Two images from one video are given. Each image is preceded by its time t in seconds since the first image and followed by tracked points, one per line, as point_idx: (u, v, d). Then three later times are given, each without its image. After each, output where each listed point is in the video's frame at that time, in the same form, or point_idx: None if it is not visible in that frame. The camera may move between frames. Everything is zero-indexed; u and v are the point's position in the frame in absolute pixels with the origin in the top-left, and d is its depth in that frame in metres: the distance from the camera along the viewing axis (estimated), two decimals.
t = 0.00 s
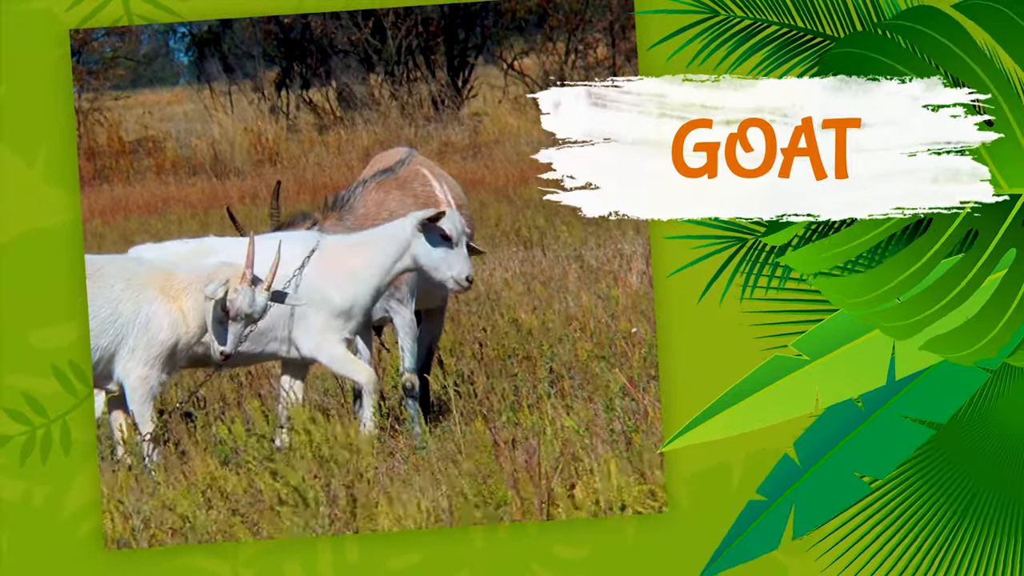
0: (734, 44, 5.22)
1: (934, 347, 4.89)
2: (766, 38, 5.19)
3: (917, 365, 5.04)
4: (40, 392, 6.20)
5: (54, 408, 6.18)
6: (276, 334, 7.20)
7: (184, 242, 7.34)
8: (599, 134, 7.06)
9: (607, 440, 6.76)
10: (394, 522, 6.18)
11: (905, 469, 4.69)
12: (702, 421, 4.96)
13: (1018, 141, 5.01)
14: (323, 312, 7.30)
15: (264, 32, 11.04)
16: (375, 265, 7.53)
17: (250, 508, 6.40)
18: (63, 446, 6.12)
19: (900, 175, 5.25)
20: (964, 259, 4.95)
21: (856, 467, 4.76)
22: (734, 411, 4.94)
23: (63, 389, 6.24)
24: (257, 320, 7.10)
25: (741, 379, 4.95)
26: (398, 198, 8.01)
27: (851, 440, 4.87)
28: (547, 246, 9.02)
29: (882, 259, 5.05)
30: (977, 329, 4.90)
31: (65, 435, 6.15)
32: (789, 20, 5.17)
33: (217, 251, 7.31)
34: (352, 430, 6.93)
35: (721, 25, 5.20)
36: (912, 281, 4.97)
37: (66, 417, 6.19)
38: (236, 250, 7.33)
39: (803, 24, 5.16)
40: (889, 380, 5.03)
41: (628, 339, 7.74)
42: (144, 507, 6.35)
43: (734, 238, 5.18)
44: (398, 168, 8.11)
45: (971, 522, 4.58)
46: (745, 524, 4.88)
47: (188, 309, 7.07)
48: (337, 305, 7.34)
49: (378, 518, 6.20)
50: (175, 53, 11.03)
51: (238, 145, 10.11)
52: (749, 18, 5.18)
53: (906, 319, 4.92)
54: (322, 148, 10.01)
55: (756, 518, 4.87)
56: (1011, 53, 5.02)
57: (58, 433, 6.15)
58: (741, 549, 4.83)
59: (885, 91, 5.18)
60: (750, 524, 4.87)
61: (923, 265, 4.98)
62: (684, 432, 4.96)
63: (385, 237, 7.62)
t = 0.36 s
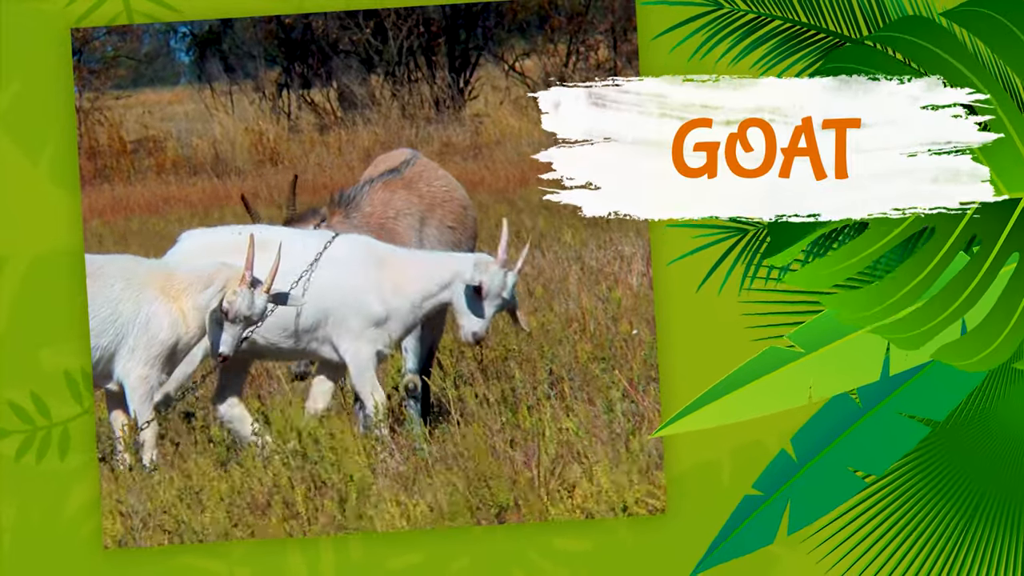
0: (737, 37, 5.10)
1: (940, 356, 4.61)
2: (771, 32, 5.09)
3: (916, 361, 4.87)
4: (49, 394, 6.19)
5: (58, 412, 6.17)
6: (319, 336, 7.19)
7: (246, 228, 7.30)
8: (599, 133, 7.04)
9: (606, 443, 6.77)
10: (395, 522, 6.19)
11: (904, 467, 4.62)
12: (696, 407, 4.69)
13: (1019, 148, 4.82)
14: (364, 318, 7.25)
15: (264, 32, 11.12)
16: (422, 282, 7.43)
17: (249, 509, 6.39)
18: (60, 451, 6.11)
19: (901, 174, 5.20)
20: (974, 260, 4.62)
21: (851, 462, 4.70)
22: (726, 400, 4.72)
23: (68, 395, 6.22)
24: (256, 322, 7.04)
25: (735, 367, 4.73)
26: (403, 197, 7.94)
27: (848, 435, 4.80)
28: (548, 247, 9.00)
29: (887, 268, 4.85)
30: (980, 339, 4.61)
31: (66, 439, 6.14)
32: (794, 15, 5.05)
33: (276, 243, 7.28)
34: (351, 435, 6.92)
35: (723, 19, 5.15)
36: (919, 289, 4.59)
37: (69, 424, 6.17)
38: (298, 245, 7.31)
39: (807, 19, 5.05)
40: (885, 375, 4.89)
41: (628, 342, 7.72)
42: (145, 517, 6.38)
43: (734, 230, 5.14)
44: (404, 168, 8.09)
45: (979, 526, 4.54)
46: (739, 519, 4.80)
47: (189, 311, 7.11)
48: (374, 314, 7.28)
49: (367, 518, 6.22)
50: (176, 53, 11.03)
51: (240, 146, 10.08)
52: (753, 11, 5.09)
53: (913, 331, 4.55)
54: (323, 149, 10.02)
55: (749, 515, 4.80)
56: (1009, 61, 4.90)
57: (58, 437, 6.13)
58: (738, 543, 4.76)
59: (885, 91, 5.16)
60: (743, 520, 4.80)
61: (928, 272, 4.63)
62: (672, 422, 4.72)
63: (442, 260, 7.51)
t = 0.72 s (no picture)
0: (737, 36, 5.06)
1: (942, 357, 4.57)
2: (772, 29, 5.06)
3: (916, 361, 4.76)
4: (52, 395, 6.24)
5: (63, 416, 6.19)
6: (354, 331, 7.17)
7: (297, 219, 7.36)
8: (599, 133, 7.04)
9: (607, 444, 6.78)
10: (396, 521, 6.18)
11: (908, 468, 4.55)
12: (697, 405, 4.50)
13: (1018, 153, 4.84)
14: (394, 316, 7.20)
15: (266, 32, 11.04)
16: (459, 282, 7.33)
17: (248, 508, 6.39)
18: (61, 454, 6.08)
19: (901, 174, 5.19)
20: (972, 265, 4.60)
21: (853, 463, 4.57)
22: (724, 402, 4.51)
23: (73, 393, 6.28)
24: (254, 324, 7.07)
25: (734, 366, 4.53)
26: (401, 197, 7.93)
27: (850, 437, 4.66)
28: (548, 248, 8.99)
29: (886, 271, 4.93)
30: (980, 343, 4.57)
31: (68, 443, 6.12)
32: (795, 13, 5.04)
33: (324, 236, 7.33)
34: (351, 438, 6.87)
35: (725, 16, 5.10)
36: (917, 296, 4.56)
37: (72, 429, 6.17)
38: (343, 239, 7.31)
39: (809, 17, 5.03)
40: (885, 375, 4.73)
41: (628, 343, 7.71)
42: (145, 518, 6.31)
43: (736, 225, 5.13)
44: (404, 168, 8.11)
45: (980, 524, 4.44)
46: (743, 525, 4.67)
47: (188, 310, 7.13)
48: (402, 311, 7.21)
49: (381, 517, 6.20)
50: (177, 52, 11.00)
51: (240, 145, 10.10)
52: (754, 9, 5.06)
53: (916, 333, 4.49)
54: (324, 149, 10.04)
55: (755, 519, 4.66)
56: (1007, 64, 4.84)
57: (60, 442, 6.12)
58: (742, 550, 4.62)
59: (885, 91, 5.14)
60: (749, 525, 4.67)
61: (928, 276, 4.59)
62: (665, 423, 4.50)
63: (485, 260, 7.37)
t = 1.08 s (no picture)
0: (737, 37, 5.08)
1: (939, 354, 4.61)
2: (770, 31, 5.07)
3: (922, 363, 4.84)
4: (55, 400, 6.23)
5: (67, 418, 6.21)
6: (367, 329, 7.11)
7: (320, 210, 7.30)
8: (599, 133, 7.02)
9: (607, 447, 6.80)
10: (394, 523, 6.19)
11: (909, 477, 4.67)
12: (708, 416, 4.84)
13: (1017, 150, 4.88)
14: (408, 314, 7.14)
15: (269, 31, 11.06)
16: (472, 279, 7.28)
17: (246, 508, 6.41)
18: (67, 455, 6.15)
19: (901, 174, 5.23)
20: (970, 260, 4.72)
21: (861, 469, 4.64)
22: (731, 411, 4.82)
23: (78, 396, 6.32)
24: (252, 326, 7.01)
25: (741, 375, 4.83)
26: (400, 199, 7.85)
27: (858, 441, 4.73)
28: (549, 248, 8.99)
29: (886, 264, 4.89)
30: (978, 338, 4.66)
31: (72, 446, 6.17)
32: (794, 14, 5.05)
33: (344, 227, 7.25)
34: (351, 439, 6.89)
35: (723, 18, 5.11)
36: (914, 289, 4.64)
37: (76, 431, 6.21)
38: (361, 233, 7.23)
39: (807, 18, 5.04)
40: (891, 378, 4.86)
41: (627, 344, 7.72)
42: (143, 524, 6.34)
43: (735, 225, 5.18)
44: (405, 170, 8.08)
45: (970, 520, 4.57)
46: (755, 536, 4.73)
47: (188, 309, 7.12)
48: (414, 311, 7.15)
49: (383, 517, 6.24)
50: (179, 51, 11.00)
51: (241, 145, 10.09)
52: (753, 10, 5.06)
53: (913, 327, 4.57)
54: (325, 150, 10.00)
55: (767, 526, 4.74)
56: (1008, 58, 4.89)
57: (65, 446, 6.17)
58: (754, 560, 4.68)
59: (885, 90, 5.17)
60: (760, 534, 4.74)
61: (926, 270, 4.71)
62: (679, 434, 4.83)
63: (499, 256, 7.33)
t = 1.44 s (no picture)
0: (735, 42, 5.16)
1: (930, 345, 4.78)
2: (767, 36, 5.13)
3: (926, 365, 4.90)
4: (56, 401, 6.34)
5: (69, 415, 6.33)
6: (381, 327, 7.00)
7: (333, 208, 7.14)
8: (599, 133, 7.05)
9: (605, 449, 6.78)
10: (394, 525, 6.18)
11: (913, 478, 4.68)
12: (717, 426, 4.83)
13: (1019, 143, 4.94)
14: (423, 311, 6.99)
15: (269, 30, 11.12)
16: (488, 276, 7.11)
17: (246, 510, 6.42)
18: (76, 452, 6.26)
19: (900, 175, 5.29)
20: (959, 260, 4.92)
21: (867, 473, 4.69)
22: (738, 422, 4.80)
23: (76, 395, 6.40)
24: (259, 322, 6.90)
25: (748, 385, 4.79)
26: (399, 199, 7.87)
27: (860, 446, 4.79)
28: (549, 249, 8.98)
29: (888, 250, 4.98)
30: (972, 329, 4.82)
31: (79, 441, 6.29)
32: (790, 18, 5.13)
33: (359, 224, 7.09)
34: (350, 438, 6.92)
35: (720, 23, 5.18)
36: (903, 280, 4.88)
37: (79, 427, 6.33)
38: (376, 230, 7.08)
39: (804, 22, 5.12)
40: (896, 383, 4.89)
41: (627, 346, 7.71)
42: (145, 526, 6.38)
43: (736, 228, 5.16)
44: (404, 171, 8.06)
45: (960, 511, 4.63)
46: (760, 539, 4.79)
47: (189, 309, 7.10)
48: (428, 308, 6.99)
49: (384, 517, 6.25)
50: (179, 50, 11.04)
51: (242, 144, 10.07)
52: (749, 16, 5.14)
53: (903, 315, 4.80)
54: (325, 150, 9.99)
55: (770, 534, 4.77)
56: (1010, 47, 4.97)
57: (71, 442, 6.29)
58: (760, 564, 4.75)
59: (885, 90, 5.25)
60: (765, 539, 4.78)
61: (916, 264, 4.91)
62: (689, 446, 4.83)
63: (509, 245, 7.13)
